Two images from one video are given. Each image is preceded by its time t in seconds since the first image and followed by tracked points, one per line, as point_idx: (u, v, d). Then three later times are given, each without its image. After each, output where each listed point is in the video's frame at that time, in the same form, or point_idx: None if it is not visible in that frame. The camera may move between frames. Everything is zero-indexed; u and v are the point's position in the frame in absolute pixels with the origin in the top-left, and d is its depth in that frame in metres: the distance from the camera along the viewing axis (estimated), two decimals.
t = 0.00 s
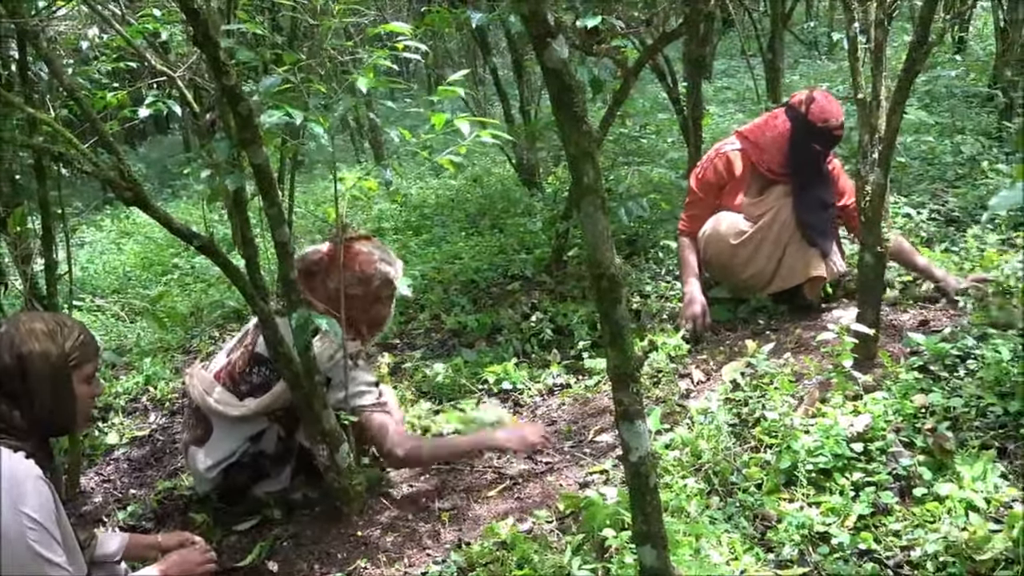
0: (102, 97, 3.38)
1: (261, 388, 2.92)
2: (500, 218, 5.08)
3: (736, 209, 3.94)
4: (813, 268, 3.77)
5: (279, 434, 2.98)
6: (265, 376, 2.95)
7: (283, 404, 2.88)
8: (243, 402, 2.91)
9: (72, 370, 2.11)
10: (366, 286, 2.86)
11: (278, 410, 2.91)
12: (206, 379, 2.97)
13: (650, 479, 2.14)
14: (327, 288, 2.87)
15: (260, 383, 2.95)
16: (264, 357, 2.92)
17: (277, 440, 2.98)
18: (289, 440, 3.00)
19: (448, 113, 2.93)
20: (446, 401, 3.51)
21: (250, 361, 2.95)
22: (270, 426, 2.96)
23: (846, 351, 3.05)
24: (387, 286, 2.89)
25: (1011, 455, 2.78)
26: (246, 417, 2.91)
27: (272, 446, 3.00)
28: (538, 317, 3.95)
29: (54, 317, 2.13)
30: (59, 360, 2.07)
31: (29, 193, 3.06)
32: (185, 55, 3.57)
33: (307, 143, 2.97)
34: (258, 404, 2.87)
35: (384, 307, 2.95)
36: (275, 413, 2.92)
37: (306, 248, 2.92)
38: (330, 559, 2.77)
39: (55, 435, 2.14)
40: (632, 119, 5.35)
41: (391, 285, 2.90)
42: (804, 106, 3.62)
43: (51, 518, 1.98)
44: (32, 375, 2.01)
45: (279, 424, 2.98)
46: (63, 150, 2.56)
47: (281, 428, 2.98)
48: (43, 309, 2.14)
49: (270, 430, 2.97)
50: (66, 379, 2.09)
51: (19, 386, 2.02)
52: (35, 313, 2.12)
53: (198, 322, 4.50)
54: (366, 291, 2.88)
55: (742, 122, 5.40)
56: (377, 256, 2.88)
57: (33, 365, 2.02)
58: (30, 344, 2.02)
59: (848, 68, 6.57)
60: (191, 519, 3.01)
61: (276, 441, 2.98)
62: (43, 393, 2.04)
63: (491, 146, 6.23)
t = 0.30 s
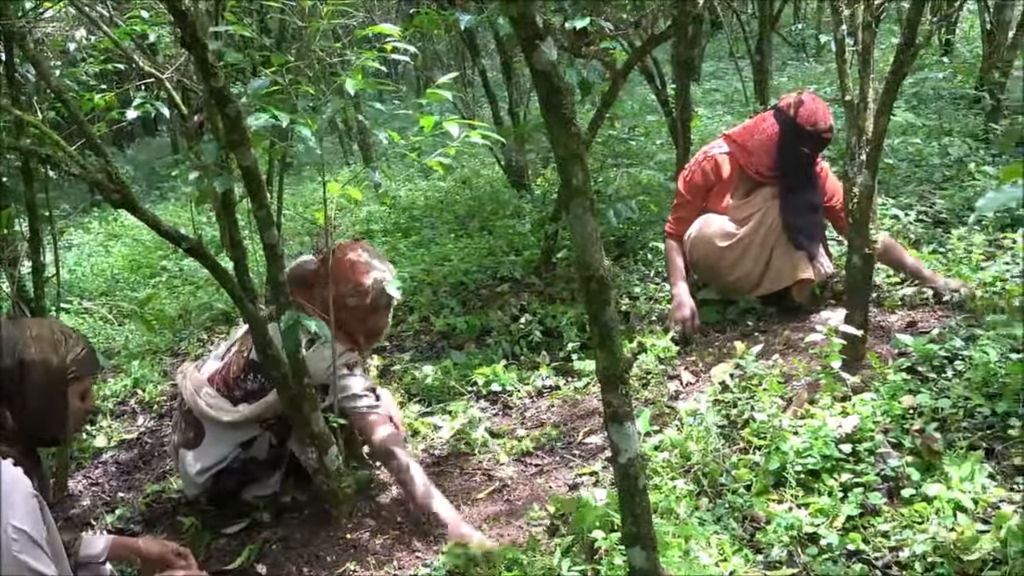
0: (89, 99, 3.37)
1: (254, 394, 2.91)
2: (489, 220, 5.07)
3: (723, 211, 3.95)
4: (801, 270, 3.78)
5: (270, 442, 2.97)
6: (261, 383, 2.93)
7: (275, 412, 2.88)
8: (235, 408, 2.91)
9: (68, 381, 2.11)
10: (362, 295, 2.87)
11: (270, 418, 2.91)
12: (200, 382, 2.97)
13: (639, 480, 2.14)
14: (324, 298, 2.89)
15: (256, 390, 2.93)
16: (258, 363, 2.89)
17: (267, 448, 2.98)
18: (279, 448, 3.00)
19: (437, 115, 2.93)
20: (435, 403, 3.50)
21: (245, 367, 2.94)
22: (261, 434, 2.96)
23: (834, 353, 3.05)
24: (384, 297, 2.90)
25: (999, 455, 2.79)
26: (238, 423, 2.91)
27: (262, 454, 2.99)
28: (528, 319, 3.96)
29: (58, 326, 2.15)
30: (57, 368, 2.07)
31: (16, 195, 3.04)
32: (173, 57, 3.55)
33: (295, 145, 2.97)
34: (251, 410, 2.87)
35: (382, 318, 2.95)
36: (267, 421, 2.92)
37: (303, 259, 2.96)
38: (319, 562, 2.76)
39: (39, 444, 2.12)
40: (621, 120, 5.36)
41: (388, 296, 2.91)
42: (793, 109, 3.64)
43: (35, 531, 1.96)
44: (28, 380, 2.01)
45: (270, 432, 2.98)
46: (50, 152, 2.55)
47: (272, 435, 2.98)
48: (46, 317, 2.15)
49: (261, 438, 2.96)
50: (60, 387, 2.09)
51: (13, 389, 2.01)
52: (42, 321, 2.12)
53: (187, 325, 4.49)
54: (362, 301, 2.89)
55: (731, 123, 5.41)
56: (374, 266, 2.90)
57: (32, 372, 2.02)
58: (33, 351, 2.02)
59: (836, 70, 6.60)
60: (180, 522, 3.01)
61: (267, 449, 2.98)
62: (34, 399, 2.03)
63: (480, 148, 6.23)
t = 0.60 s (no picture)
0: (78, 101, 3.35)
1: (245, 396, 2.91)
2: (479, 222, 5.07)
3: (711, 214, 3.95)
4: (786, 273, 3.82)
5: (261, 445, 2.97)
6: (251, 385, 2.94)
7: (266, 414, 2.87)
8: (226, 410, 2.90)
9: (73, 395, 2.10)
10: (353, 297, 2.87)
11: (261, 420, 2.90)
12: (190, 384, 2.95)
13: (629, 482, 2.15)
14: (316, 298, 2.89)
15: (246, 392, 2.94)
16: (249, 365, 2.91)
17: (259, 450, 2.97)
18: (270, 450, 2.99)
19: (427, 117, 2.93)
20: (425, 405, 3.50)
21: (236, 369, 2.96)
22: (252, 436, 2.95)
23: (824, 354, 3.06)
24: (376, 300, 2.89)
25: (988, 457, 2.81)
26: (229, 426, 2.90)
27: (253, 457, 2.98)
28: (518, 321, 3.96)
29: (69, 342, 2.14)
30: (64, 382, 2.06)
31: (5, 198, 3.03)
32: (162, 59, 3.54)
33: (284, 147, 2.96)
34: (241, 412, 2.86)
35: (373, 320, 2.94)
36: (257, 423, 2.91)
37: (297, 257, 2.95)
38: (309, 565, 2.76)
39: (38, 457, 2.11)
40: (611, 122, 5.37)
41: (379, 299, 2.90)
42: (776, 110, 3.61)
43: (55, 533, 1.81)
44: (33, 390, 2.00)
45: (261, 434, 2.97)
46: (39, 154, 2.54)
47: (263, 438, 2.97)
48: (56, 331, 2.15)
49: (252, 440, 2.95)
50: (65, 401, 2.07)
51: (18, 398, 2.00)
52: (57, 334, 2.13)
53: (177, 327, 4.47)
54: (354, 302, 2.88)
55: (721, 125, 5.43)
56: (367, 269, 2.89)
57: (38, 383, 2.01)
58: (42, 361, 2.02)
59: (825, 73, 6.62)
60: (169, 525, 3.00)
61: (258, 451, 2.97)
62: (38, 411, 2.02)
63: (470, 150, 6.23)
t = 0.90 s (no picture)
0: (64, 104, 3.34)
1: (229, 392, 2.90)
2: (468, 225, 5.07)
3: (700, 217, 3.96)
4: (783, 269, 3.80)
5: (248, 440, 2.95)
6: (234, 382, 2.96)
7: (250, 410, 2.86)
8: (210, 408, 2.89)
9: (73, 408, 2.06)
10: (329, 289, 2.86)
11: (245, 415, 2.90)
12: (173, 386, 2.94)
13: (619, 484, 2.15)
14: (294, 291, 2.89)
15: (230, 388, 2.96)
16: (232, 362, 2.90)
17: (245, 446, 2.95)
18: (257, 445, 2.98)
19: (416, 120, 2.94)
20: (415, 408, 3.50)
21: (217, 366, 2.94)
22: (238, 432, 2.94)
23: (812, 356, 3.07)
24: (353, 290, 2.88)
25: (975, 457, 2.82)
26: (214, 423, 2.89)
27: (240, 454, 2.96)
28: (507, 324, 3.96)
29: (71, 355, 2.11)
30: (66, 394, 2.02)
31: None
32: (150, 62, 3.54)
33: (273, 150, 2.96)
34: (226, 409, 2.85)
35: (350, 311, 2.94)
36: (242, 418, 2.90)
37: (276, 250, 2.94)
38: (299, 568, 2.76)
39: (30, 470, 2.03)
40: (600, 125, 5.38)
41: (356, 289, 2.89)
42: (758, 112, 3.68)
43: (78, 538, 1.68)
44: (35, 404, 1.94)
45: (247, 430, 2.96)
46: (26, 157, 2.53)
47: (249, 433, 2.96)
48: (57, 343, 2.11)
49: (238, 436, 2.94)
50: (65, 414, 2.02)
51: (19, 412, 1.94)
52: (56, 346, 2.08)
53: (165, 331, 4.46)
54: (329, 294, 2.88)
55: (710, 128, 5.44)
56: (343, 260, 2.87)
57: (40, 395, 1.95)
58: (46, 373, 1.97)
59: (813, 76, 6.64)
60: (158, 529, 2.99)
61: (245, 447, 2.95)
62: (39, 423, 1.96)
63: (459, 153, 6.23)
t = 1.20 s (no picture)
0: (47, 109, 3.33)
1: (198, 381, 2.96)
2: (454, 228, 5.07)
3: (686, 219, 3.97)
4: (767, 274, 3.81)
5: (218, 431, 2.99)
6: (203, 369, 3.00)
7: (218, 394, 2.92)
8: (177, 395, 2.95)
9: (57, 419, 2.15)
10: (298, 273, 2.88)
11: (212, 402, 2.94)
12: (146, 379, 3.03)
13: (606, 487, 2.15)
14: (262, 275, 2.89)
15: (198, 376, 3.00)
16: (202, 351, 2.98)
17: (215, 436, 2.98)
18: (228, 437, 2.99)
19: (401, 123, 2.94)
20: (401, 412, 3.49)
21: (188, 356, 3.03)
22: (207, 421, 2.98)
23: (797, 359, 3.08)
24: (322, 277, 2.92)
25: (959, 458, 2.83)
26: (181, 410, 2.95)
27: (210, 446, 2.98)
28: (493, 327, 3.96)
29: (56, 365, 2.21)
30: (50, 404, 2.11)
31: None
32: (134, 66, 3.52)
33: (259, 154, 2.96)
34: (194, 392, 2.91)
35: (318, 297, 2.95)
36: (209, 406, 2.95)
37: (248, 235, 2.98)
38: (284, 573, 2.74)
39: (14, 480, 2.11)
40: (586, 128, 5.39)
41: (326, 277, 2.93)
42: (748, 118, 3.62)
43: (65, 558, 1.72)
44: (20, 412, 2.04)
45: (218, 420, 2.99)
46: (10, 161, 2.52)
47: (220, 424, 3.00)
48: (42, 354, 2.20)
49: (209, 426, 2.98)
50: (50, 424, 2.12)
51: (4, 420, 2.04)
52: (42, 356, 2.16)
53: (150, 335, 4.43)
54: (297, 278, 2.89)
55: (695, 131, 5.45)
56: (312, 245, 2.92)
57: (23, 405, 2.05)
58: (29, 384, 2.06)
59: (797, 79, 6.67)
60: (143, 534, 2.98)
61: (215, 437, 2.98)
62: (23, 431, 2.06)
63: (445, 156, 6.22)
